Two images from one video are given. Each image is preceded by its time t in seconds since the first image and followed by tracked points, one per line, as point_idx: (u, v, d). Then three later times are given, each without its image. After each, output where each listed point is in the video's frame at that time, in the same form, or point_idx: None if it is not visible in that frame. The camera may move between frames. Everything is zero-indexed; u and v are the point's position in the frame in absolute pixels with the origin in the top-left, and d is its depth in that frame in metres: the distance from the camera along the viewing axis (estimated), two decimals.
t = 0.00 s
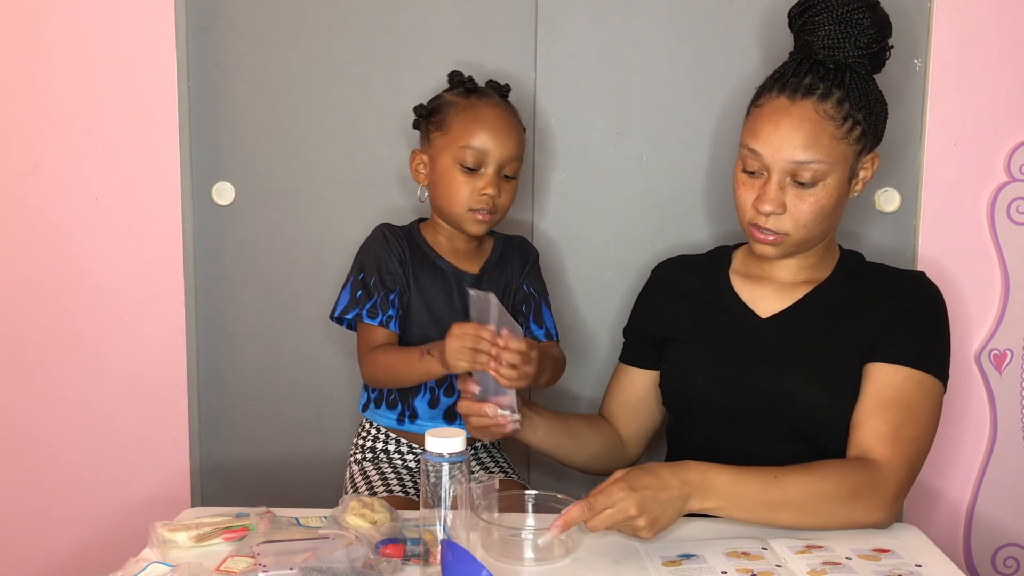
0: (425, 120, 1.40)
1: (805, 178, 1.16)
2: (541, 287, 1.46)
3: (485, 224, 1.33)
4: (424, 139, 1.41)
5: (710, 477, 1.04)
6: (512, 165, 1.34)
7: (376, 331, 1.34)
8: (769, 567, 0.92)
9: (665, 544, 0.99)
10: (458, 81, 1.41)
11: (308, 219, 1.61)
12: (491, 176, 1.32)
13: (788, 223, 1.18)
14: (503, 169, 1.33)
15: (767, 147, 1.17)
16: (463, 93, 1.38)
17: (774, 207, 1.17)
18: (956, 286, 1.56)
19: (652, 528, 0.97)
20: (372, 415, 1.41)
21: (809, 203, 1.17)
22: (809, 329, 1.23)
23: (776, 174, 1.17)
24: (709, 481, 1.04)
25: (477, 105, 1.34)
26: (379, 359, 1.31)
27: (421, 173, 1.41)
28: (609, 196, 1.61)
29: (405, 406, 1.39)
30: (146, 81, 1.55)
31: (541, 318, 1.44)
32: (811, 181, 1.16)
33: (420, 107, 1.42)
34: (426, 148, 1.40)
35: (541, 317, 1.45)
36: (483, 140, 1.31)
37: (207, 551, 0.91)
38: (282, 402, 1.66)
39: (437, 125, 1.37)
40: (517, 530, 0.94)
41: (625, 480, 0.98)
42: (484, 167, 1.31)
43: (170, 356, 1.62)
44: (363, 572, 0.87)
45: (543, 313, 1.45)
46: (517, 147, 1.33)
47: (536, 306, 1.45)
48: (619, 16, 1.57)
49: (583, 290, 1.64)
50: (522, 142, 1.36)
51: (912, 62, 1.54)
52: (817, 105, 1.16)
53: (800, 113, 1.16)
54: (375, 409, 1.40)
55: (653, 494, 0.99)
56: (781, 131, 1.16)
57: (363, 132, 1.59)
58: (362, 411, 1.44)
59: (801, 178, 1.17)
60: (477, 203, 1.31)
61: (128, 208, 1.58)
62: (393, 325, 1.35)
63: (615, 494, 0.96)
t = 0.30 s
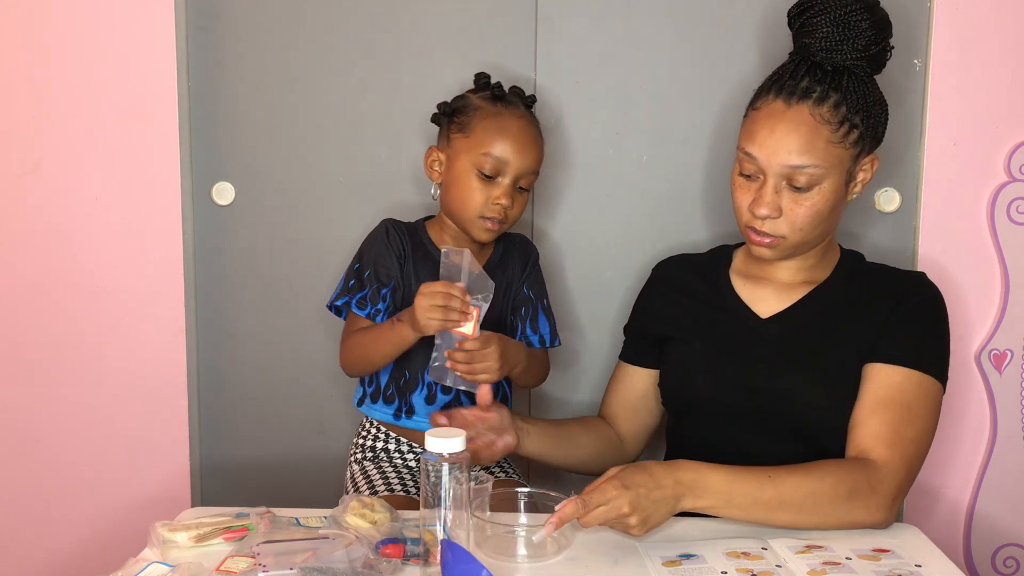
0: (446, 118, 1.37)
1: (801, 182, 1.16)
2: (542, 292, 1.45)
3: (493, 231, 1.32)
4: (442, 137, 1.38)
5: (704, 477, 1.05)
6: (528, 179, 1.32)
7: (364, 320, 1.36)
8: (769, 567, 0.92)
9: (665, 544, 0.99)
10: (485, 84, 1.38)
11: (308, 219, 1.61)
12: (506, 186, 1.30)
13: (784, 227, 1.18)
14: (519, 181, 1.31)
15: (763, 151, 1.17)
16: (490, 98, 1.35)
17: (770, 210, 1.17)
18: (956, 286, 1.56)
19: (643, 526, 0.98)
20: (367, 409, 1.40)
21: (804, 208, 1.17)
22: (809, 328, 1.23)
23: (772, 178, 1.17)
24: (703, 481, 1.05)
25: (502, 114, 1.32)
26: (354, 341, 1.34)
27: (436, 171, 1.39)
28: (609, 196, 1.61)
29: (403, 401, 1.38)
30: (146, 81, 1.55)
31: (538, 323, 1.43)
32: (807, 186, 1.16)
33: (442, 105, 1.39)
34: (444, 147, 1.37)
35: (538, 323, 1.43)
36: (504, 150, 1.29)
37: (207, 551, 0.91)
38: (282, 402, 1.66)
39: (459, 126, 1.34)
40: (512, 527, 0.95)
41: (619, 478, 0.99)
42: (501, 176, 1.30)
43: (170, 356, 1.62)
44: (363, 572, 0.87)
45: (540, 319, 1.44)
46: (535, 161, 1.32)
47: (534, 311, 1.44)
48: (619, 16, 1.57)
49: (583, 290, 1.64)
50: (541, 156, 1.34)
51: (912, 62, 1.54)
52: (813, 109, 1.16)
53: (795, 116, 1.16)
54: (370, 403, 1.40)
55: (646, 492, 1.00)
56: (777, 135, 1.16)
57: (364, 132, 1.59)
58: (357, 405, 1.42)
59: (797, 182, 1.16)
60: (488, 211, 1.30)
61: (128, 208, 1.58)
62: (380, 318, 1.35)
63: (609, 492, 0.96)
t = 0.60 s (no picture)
0: (459, 119, 1.36)
1: (788, 183, 1.16)
2: (542, 301, 1.45)
3: (493, 239, 1.31)
4: (452, 138, 1.37)
5: (705, 474, 1.06)
6: (533, 190, 1.31)
7: (352, 319, 1.36)
8: (769, 567, 0.92)
9: (666, 544, 0.99)
10: (501, 89, 1.37)
11: (308, 219, 1.61)
12: (512, 196, 1.29)
13: (773, 227, 1.18)
14: (525, 191, 1.30)
15: (751, 151, 1.17)
16: (504, 104, 1.33)
17: (758, 211, 1.17)
18: (955, 286, 1.56)
19: (647, 522, 0.98)
20: (356, 403, 1.40)
21: (793, 209, 1.17)
22: (809, 328, 1.23)
23: (760, 178, 1.17)
24: (704, 478, 1.05)
25: (515, 122, 1.30)
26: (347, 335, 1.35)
27: (443, 172, 1.38)
28: (609, 196, 1.61)
29: (393, 400, 1.38)
30: (146, 81, 1.55)
31: (536, 334, 1.43)
32: (795, 186, 1.16)
33: (456, 106, 1.38)
34: (453, 149, 1.36)
35: (537, 333, 1.43)
36: (512, 158, 1.27)
37: (207, 551, 0.91)
38: (282, 402, 1.66)
39: (470, 129, 1.33)
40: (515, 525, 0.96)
41: (622, 475, 0.99)
42: (508, 185, 1.28)
43: (170, 356, 1.62)
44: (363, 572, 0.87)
45: (538, 329, 1.44)
46: (543, 172, 1.30)
47: (533, 321, 1.44)
48: (619, 16, 1.57)
49: (583, 290, 1.64)
50: (549, 170, 1.33)
51: (912, 62, 1.54)
52: (800, 110, 1.16)
53: (783, 117, 1.16)
54: (361, 399, 1.39)
55: (649, 489, 1.00)
56: (765, 136, 1.16)
57: (363, 132, 1.59)
58: (346, 398, 1.41)
59: (785, 182, 1.17)
60: (490, 219, 1.28)
61: (128, 208, 1.58)
62: (365, 318, 1.35)
63: (611, 486, 0.97)
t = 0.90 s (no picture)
0: (473, 123, 1.36)
1: (781, 184, 1.16)
2: (542, 318, 1.45)
3: (500, 246, 1.30)
4: (465, 141, 1.36)
5: (700, 472, 1.06)
6: (544, 200, 1.30)
7: (347, 317, 1.36)
8: (769, 567, 0.91)
9: (666, 544, 0.98)
10: (517, 96, 1.36)
11: (308, 219, 1.61)
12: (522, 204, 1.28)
13: (767, 228, 1.18)
14: (535, 201, 1.29)
15: (743, 153, 1.17)
16: (519, 111, 1.33)
17: (752, 212, 1.17)
18: (955, 286, 1.56)
19: (640, 520, 0.99)
20: (347, 394, 1.39)
21: (787, 209, 1.17)
22: (808, 328, 1.23)
23: (753, 179, 1.17)
24: (699, 476, 1.06)
25: (531, 130, 1.30)
26: (345, 336, 1.35)
27: (453, 174, 1.37)
28: (609, 196, 1.61)
29: (383, 397, 1.38)
30: (146, 81, 1.55)
31: (534, 351, 1.44)
32: (787, 187, 1.16)
33: (472, 109, 1.38)
34: (465, 152, 1.35)
35: (534, 351, 1.44)
36: (524, 166, 1.26)
37: (207, 551, 0.91)
38: (282, 402, 1.66)
39: (485, 134, 1.32)
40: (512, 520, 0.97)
41: (615, 471, 1.01)
42: (518, 193, 1.27)
43: (170, 356, 1.62)
44: (363, 571, 0.87)
45: (537, 346, 1.44)
46: (555, 183, 1.29)
47: (532, 338, 1.44)
48: (619, 16, 1.57)
49: (583, 290, 1.64)
50: (561, 180, 1.32)
51: (912, 62, 1.54)
52: (791, 110, 1.16)
53: (774, 117, 1.16)
54: (350, 391, 1.38)
55: (643, 486, 1.01)
56: (756, 137, 1.16)
57: (363, 133, 1.60)
58: (336, 388, 1.40)
59: (778, 183, 1.16)
60: (499, 226, 1.28)
61: (128, 208, 1.58)
62: (360, 316, 1.35)
63: (604, 484, 0.99)
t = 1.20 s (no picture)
0: (488, 129, 1.36)
1: (780, 185, 1.16)
2: (537, 333, 1.43)
3: (505, 255, 1.30)
4: (478, 147, 1.36)
5: (699, 474, 1.07)
6: (552, 212, 1.29)
7: (345, 307, 1.36)
8: (769, 567, 0.91)
9: (665, 543, 0.98)
10: (533, 106, 1.36)
11: (308, 219, 1.61)
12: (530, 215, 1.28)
13: (766, 229, 1.18)
14: (543, 212, 1.28)
15: (742, 153, 1.17)
16: (535, 121, 1.33)
17: (751, 212, 1.17)
18: (955, 286, 1.56)
19: (638, 521, 0.99)
20: (332, 391, 1.38)
21: (785, 211, 1.17)
22: (807, 328, 1.23)
23: (752, 179, 1.17)
24: (698, 478, 1.06)
25: (544, 141, 1.30)
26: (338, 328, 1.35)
27: (463, 179, 1.37)
28: (609, 196, 1.61)
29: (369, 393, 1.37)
30: (146, 81, 1.55)
31: (523, 365, 1.42)
32: (786, 188, 1.16)
33: (486, 115, 1.37)
34: (476, 158, 1.35)
35: (524, 364, 1.42)
36: (535, 176, 1.26)
37: (207, 551, 0.91)
38: (282, 402, 1.66)
39: (500, 141, 1.32)
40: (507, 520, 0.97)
41: (613, 473, 1.01)
42: (527, 204, 1.27)
43: (170, 356, 1.62)
44: (363, 572, 0.87)
45: (527, 360, 1.43)
46: (565, 195, 1.29)
47: (523, 351, 1.42)
48: (619, 16, 1.57)
49: (583, 290, 1.64)
50: (570, 194, 1.31)
51: (912, 62, 1.54)
52: (789, 111, 1.16)
53: (772, 118, 1.16)
54: (337, 386, 1.38)
55: (640, 487, 1.01)
56: (755, 137, 1.16)
57: (363, 133, 1.60)
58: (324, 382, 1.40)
59: (776, 184, 1.16)
60: (504, 234, 1.27)
61: (128, 208, 1.58)
62: (358, 308, 1.36)
63: (603, 484, 0.98)
